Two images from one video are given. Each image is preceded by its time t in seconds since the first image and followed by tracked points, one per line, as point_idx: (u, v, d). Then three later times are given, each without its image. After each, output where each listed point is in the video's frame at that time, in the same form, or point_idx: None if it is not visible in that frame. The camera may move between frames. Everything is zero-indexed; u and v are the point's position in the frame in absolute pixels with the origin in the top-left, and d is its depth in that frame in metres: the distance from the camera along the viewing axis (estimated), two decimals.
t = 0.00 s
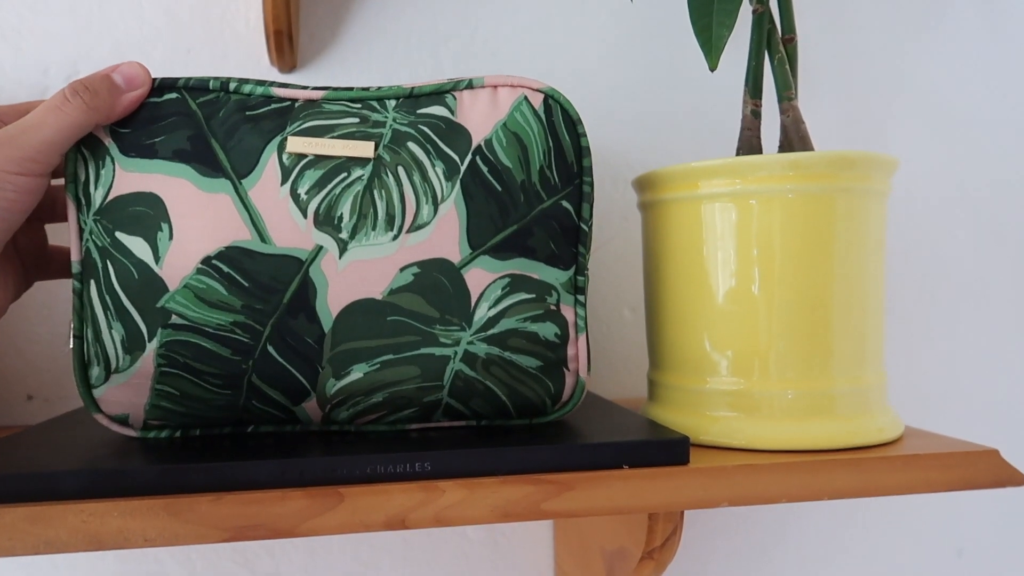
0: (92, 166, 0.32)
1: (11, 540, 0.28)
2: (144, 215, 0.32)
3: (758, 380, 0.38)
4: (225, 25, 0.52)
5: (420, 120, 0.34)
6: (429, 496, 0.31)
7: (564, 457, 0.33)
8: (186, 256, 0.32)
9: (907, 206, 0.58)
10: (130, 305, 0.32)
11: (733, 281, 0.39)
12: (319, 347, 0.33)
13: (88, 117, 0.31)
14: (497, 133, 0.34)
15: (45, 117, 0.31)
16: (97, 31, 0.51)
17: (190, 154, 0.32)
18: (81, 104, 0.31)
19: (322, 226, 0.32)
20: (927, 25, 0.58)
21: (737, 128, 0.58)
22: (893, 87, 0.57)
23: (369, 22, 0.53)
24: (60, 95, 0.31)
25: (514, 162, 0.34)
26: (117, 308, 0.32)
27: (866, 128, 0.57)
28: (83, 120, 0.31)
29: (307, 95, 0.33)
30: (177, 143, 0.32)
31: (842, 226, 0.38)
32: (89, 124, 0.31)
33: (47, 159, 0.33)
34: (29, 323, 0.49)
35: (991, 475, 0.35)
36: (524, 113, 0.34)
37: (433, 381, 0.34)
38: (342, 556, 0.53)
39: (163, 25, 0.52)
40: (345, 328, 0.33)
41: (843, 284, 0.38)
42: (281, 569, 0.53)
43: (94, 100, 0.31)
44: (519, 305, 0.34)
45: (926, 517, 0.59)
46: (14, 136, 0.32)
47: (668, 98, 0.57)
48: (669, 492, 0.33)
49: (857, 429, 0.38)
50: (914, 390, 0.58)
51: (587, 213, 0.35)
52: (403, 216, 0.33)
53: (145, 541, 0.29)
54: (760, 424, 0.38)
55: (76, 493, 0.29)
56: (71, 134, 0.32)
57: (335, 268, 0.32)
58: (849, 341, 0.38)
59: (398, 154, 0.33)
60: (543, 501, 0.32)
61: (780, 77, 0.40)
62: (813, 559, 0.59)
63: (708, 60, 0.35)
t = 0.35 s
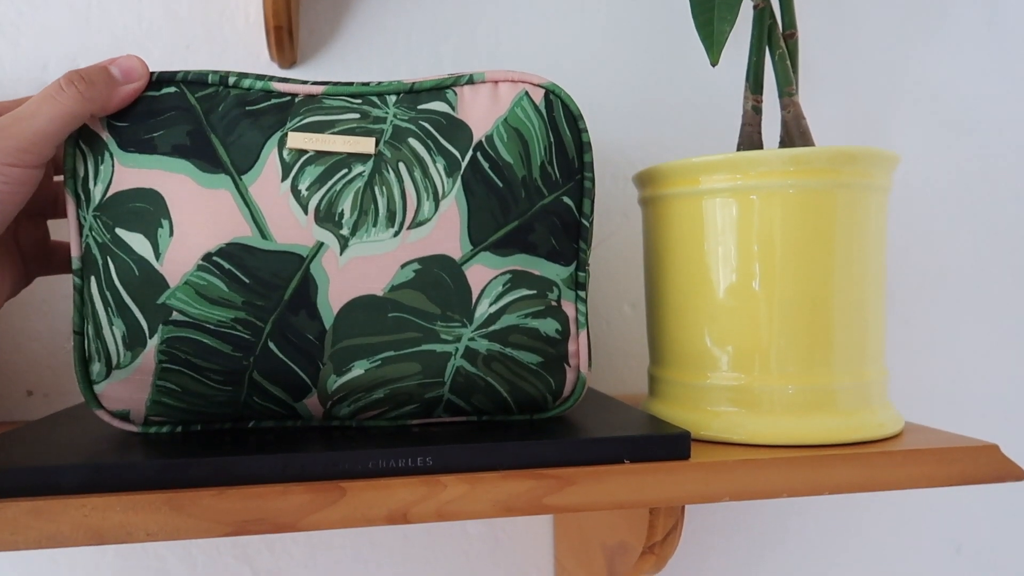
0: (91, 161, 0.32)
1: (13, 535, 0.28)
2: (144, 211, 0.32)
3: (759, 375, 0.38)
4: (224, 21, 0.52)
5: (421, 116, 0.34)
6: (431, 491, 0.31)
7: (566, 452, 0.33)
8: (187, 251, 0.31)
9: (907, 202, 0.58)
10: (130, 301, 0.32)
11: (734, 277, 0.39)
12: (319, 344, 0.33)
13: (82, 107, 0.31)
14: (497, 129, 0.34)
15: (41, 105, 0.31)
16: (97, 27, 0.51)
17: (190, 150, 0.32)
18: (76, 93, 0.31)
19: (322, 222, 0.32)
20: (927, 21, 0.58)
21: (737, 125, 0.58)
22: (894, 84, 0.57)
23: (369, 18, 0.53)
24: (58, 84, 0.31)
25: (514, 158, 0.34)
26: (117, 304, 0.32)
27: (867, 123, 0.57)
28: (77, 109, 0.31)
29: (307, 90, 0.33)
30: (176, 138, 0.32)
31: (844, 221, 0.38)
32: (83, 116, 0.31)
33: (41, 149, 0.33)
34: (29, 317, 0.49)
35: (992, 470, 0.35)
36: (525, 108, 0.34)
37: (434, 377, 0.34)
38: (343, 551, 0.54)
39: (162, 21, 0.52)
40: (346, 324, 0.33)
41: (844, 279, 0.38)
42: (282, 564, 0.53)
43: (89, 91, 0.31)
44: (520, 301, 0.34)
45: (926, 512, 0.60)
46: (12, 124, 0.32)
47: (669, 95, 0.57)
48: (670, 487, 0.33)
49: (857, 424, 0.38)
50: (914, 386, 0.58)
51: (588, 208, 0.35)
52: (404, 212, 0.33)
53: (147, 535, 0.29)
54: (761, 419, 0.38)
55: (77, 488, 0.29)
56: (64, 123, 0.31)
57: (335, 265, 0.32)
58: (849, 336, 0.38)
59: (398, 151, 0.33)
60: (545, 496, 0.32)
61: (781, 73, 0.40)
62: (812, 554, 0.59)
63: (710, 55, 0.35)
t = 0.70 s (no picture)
0: (92, 159, 0.32)
1: (19, 527, 0.28)
2: (146, 209, 0.32)
3: (756, 369, 0.39)
4: (226, 18, 0.53)
5: (421, 114, 0.34)
6: (431, 483, 0.31)
7: (564, 445, 0.33)
8: (188, 248, 0.32)
9: (903, 199, 0.58)
10: (132, 299, 0.32)
11: (731, 272, 0.39)
12: (321, 340, 0.33)
13: (75, 106, 0.31)
14: (497, 127, 0.34)
15: (39, 102, 0.32)
16: (97, 25, 0.51)
17: (191, 147, 0.32)
18: (69, 93, 0.31)
19: (324, 220, 0.32)
20: (924, 19, 0.58)
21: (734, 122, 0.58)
22: (891, 81, 0.58)
23: (369, 15, 0.54)
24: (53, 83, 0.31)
25: (513, 155, 0.34)
26: (120, 302, 0.32)
27: (864, 121, 0.57)
28: (70, 109, 0.31)
29: (307, 87, 0.33)
30: (176, 136, 0.32)
31: (840, 217, 0.39)
32: (77, 114, 0.32)
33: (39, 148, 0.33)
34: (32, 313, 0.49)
35: (986, 463, 0.35)
36: (524, 106, 0.35)
37: (435, 372, 0.34)
38: (344, 543, 0.54)
39: (164, 18, 0.52)
40: (348, 320, 0.33)
41: (840, 274, 0.39)
42: (283, 557, 0.53)
43: (82, 90, 0.31)
44: (520, 298, 0.34)
45: (921, 505, 0.60)
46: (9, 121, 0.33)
47: (667, 92, 0.58)
48: (668, 479, 0.33)
49: (854, 418, 0.38)
50: (910, 381, 0.59)
51: (586, 205, 0.36)
52: (404, 210, 0.33)
53: (152, 527, 0.29)
54: (758, 413, 0.38)
55: (82, 481, 0.30)
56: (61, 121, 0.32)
57: (337, 263, 0.33)
58: (846, 331, 0.39)
59: (399, 149, 0.33)
60: (544, 488, 0.32)
61: (778, 70, 0.41)
62: (809, 548, 0.59)
63: (707, 53, 0.35)
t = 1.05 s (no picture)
0: (83, 161, 0.32)
1: (13, 525, 0.28)
2: (137, 211, 0.32)
3: (746, 368, 0.39)
4: (221, 19, 0.53)
5: (413, 117, 0.34)
6: (422, 481, 0.31)
7: (555, 444, 0.34)
8: (180, 249, 0.32)
9: (896, 198, 0.59)
10: (124, 301, 0.32)
11: (722, 271, 0.39)
12: (314, 342, 0.33)
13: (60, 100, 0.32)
14: (488, 129, 0.34)
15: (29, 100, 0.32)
16: (93, 25, 0.51)
17: (181, 149, 0.32)
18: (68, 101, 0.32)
19: (315, 223, 0.33)
20: (917, 18, 0.58)
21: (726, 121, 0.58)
22: (884, 80, 0.58)
23: (364, 15, 0.54)
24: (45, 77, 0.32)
25: (504, 157, 0.34)
26: (112, 304, 0.32)
27: (857, 120, 0.58)
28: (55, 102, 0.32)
29: (298, 89, 0.34)
30: (167, 137, 0.32)
31: (829, 217, 0.39)
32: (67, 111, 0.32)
33: (22, 145, 0.34)
34: (25, 313, 0.49)
35: (972, 460, 0.36)
36: (515, 108, 0.35)
37: (427, 373, 0.34)
38: (339, 540, 0.54)
39: (159, 18, 0.52)
40: (340, 321, 0.33)
41: (829, 273, 0.39)
42: (279, 554, 0.54)
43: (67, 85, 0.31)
44: (511, 299, 0.35)
45: (913, 502, 0.60)
46: None
47: (661, 92, 0.58)
48: (657, 478, 0.34)
49: (842, 416, 0.39)
50: (902, 379, 0.59)
51: (577, 206, 0.36)
52: (396, 212, 0.33)
53: (144, 524, 0.29)
54: (747, 411, 0.39)
55: (76, 479, 0.30)
56: (47, 115, 0.32)
57: (329, 265, 0.33)
58: (834, 330, 0.39)
59: (390, 151, 0.34)
60: (534, 487, 0.32)
61: (769, 71, 0.41)
62: (803, 544, 0.60)
63: (697, 54, 0.35)
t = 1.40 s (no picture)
0: (76, 164, 0.33)
1: (7, 524, 0.29)
2: (129, 214, 0.32)
3: (738, 368, 0.39)
4: (217, 20, 0.53)
5: (404, 119, 0.34)
6: (413, 482, 0.32)
7: (545, 445, 0.34)
8: (173, 251, 0.32)
9: (891, 197, 0.59)
10: (118, 304, 0.32)
11: (714, 272, 0.40)
12: (306, 344, 0.33)
13: (58, 100, 0.32)
14: (479, 132, 0.35)
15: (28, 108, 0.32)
16: (90, 26, 0.51)
17: (173, 152, 0.33)
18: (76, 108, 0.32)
19: (307, 226, 0.33)
20: (912, 18, 0.58)
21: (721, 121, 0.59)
22: (879, 80, 0.58)
23: (360, 16, 0.54)
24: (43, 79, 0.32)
25: (495, 159, 0.35)
26: (106, 306, 0.33)
27: (852, 120, 0.58)
28: (54, 102, 0.32)
29: (290, 92, 0.34)
30: (159, 141, 0.33)
31: (821, 218, 0.39)
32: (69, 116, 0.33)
33: (21, 147, 0.33)
34: (21, 313, 0.49)
35: (962, 460, 0.36)
36: (507, 110, 0.35)
37: (418, 374, 0.35)
38: (335, 539, 0.55)
39: (156, 19, 0.52)
40: (332, 323, 0.33)
41: (821, 274, 0.39)
42: (275, 552, 0.54)
43: (65, 85, 0.31)
44: (502, 301, 0.35)
45: (908, 501, 0.61)
46: None
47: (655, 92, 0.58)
48: (647, 478, 0.34)
49: (832, 416, 0.39)
50: (897, 378, 0.59)
51: (568, 208, 0.36)
52: (387, 215, 0.34)
53: (137, 524, 0.30)
54: (739, 411, 0.39)
55: (70, 479, 0.30)
56: (47, 118, 0.32)
57: (320, 267, 0.33)
58: (825, 330, 0.39)
59: (382, 154, 0.34)
60: (523, 486, 0.33)
61: (761, 72, 0.41)
62: (797, 543, 0.60)
63: (687, 56, 0.35)
